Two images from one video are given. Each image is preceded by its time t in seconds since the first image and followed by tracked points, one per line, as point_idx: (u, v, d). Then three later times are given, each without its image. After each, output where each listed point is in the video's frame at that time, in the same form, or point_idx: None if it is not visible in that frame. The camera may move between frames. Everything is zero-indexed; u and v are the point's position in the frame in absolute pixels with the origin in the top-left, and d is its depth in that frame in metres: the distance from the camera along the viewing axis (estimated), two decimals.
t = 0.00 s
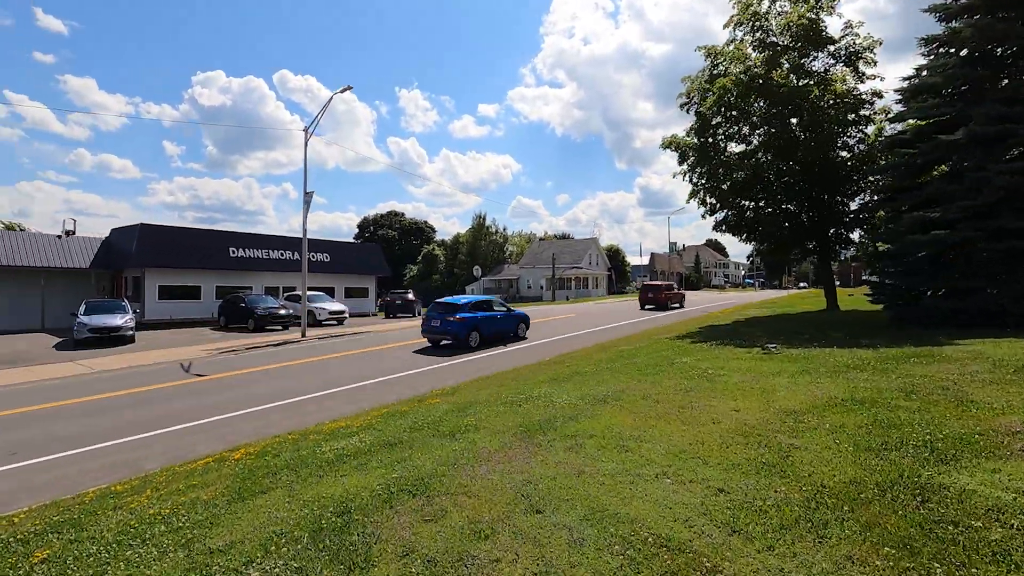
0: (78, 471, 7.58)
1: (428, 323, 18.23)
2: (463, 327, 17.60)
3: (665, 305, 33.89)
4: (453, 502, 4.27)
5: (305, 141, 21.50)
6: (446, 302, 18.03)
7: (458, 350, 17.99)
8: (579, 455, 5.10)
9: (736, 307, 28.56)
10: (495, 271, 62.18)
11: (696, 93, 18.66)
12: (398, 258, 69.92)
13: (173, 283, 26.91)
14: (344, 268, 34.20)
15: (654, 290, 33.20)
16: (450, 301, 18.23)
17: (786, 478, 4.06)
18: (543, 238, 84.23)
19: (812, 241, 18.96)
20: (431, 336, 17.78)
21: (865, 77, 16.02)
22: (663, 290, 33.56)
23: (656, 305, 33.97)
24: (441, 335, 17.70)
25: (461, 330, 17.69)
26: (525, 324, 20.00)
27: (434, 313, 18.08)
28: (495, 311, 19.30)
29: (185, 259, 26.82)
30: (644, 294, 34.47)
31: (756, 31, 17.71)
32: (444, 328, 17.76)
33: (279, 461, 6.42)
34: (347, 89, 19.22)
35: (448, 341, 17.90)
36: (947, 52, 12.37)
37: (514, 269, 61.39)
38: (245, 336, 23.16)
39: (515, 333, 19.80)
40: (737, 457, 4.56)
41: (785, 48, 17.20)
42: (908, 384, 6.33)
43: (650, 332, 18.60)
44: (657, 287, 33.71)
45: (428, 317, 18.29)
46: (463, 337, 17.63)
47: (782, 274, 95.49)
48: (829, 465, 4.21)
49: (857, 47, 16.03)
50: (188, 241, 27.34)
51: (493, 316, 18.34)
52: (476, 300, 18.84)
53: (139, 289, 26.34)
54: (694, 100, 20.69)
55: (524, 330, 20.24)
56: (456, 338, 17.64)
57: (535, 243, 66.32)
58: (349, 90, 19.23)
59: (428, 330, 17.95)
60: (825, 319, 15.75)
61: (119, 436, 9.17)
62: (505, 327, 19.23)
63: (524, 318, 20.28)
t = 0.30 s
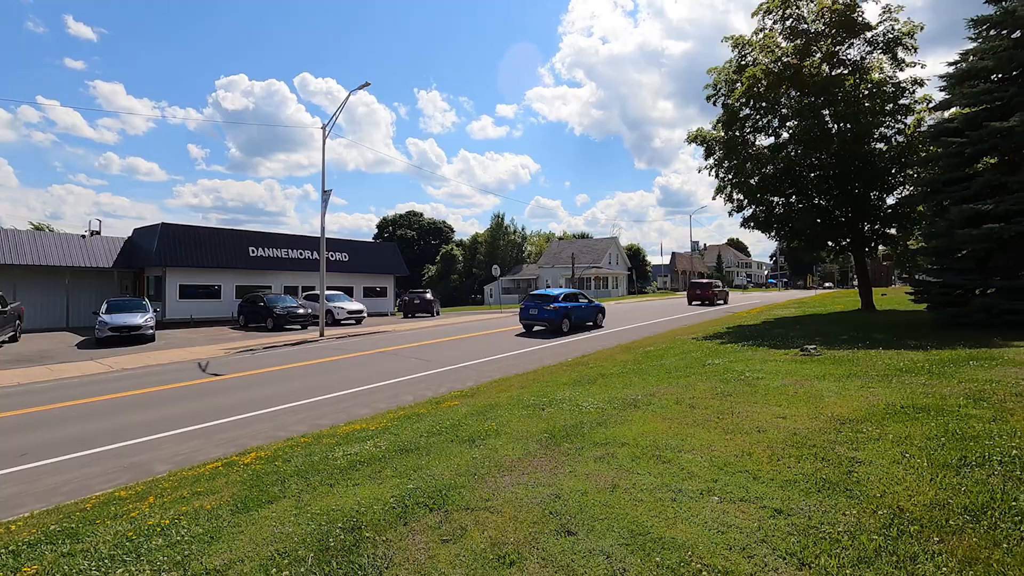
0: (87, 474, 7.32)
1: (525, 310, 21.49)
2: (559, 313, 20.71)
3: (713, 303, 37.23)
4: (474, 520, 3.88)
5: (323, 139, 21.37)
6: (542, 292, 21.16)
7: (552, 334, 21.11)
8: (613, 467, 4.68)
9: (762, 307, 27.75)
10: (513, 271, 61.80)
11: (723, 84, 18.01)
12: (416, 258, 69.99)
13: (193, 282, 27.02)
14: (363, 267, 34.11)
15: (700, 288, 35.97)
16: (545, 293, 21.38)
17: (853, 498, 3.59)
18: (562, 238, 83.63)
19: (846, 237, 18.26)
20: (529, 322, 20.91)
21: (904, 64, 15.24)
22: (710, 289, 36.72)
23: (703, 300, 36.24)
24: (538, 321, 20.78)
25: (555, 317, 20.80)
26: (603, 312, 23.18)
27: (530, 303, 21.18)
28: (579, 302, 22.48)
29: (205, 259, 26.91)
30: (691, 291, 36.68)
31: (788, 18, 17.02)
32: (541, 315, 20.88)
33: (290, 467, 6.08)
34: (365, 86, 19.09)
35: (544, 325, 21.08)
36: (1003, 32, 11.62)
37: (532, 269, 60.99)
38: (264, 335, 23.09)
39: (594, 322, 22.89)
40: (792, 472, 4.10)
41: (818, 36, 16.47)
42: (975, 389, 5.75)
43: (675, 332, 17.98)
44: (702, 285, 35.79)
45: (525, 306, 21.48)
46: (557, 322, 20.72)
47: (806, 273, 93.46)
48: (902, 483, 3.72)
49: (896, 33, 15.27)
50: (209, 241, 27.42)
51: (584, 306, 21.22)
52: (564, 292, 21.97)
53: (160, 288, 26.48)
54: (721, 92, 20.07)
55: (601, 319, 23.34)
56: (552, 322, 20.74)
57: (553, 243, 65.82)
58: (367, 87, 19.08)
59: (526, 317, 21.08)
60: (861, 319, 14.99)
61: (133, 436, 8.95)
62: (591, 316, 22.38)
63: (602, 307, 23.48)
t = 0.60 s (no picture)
0: (89, 486, 7.00)
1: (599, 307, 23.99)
2: (630, 310, 23.10)
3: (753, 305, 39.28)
4: (495, 554, 3.45)
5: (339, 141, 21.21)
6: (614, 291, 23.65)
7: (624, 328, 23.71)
8: (649, 490, 4.22)
9: (787, 310, 26.89)
10: (530, 274, 61.32)
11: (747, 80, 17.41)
12: (432, 261, 69.96)
13: (210, 286, 27.03)
14: (378, 271, 33.91)
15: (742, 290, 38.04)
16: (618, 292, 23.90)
17: (936, 536, 3.09)
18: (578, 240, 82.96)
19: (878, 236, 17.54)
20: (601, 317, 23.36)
21: (941, 55, 14.52)
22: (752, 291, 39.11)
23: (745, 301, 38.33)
24: (613, 316, 23.35)
25: (627, 313, 23.35)
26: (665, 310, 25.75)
27: (604, 300, 23.77)
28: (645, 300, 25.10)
29: (221, 262, 26.90)
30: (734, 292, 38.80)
31: (815, 11, 16.41)
32: (614, 310, 23.43)
33: (296, 484, 5.68)
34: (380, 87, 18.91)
35: (617, 321, 23.58)
36: None
37: (549, 271, 60.51)
38: (278, 339, 22.91)
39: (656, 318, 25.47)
40: (857, 501, 3.60)
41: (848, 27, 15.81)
42: None
43: (699, 337, 17.36)
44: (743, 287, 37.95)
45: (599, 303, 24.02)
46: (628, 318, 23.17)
47: (828, 275, 91.52)
48: (996, 519, 3.19)
49: (932, 24, 14.57)
50: (225, 244, 27.42)
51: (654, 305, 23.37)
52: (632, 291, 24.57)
53: (177, 291, 26.51)
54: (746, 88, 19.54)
55: (661, 315, 25.87)
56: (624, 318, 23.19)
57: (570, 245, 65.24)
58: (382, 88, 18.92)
59: (600, 313, 23.64)
60: (897, 323, 14.23)
61: (140, 445, 8.64)
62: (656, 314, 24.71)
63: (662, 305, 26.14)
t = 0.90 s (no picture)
0: (87, 496, 6.72)
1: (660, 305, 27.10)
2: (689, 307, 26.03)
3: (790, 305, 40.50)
4: None
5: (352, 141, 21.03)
6: (674, 290, 26.73)
7: (682, 323, 26.67)
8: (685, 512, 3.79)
9: (811, 312, 26.12)
10: (545, 276, 60.97)
11: (770, 74, 16.85)
12: (447, 264, 69.91)
13: (226, 289, 27.04)
14: (392, 273, 33.71)
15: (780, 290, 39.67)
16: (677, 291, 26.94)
17: None
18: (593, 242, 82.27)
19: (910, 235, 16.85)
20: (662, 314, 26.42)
21: (978, 45, 13.83)
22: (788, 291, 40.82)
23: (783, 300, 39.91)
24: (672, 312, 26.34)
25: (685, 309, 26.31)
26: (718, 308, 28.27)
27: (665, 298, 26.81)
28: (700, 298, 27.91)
29: (237, 266, 26.91)
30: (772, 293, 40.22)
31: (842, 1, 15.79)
32: (673, 307, 26.46)
33: (298, 498, 5.32)
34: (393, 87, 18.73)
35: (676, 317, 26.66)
36: None
37: (564, 273, 60.08)
38: (292, 342, 22.74)
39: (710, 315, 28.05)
40: (929, 532, 3.12)
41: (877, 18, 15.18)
42: None
43: (722, 340, 16.78)
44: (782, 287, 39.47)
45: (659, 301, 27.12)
46: (687, 314, 26.14)
47: (850, 277, 89.72)
48: None
49: (969, 10, 13.86)
50: (240, 247, 27.41)
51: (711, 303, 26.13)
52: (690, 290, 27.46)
53: (193, 294, 26.56)
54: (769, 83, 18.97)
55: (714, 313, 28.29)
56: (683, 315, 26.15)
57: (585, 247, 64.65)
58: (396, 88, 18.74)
59: (661, 309, 26.66)
60: (935, 326, 13.49)
61: (144, 452, 8.38)
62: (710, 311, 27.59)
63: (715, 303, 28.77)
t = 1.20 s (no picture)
0: (74, 513, 6.38)
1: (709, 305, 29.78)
2: (737, 307, 28.78)
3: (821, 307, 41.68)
4: None
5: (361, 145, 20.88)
6: (723, 292, 29.35)
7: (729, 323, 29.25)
8: (715, 545, 3.36)
9: (832, 318, 25.36)
10: (558, 281, 60.60)
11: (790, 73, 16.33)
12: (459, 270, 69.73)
13: (237, 295, 26.96)
14: (404, 279, 33.49)
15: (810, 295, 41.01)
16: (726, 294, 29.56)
17: None
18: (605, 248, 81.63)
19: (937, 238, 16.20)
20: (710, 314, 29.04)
21: (1011, 38, 13.21)
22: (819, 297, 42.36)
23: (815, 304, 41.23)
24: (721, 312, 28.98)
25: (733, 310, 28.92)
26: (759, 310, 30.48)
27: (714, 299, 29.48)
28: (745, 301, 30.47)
29: (248, 271, 26.82)
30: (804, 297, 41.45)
31: None
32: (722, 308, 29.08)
33: (291, 520, 4.93)
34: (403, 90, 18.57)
35: (725, 317, 29.36)
36: None
37: (577, 279, 59.62)
38: (301, 348, 22.51)
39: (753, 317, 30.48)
40: None
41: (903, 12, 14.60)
42: None
43: (741, 346, 16.21)
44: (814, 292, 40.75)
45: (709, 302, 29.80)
46: (735, 314, 28.74)
47: (868, 281, 88.13)
48: None
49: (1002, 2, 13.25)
50: (251, 253, 27.32)
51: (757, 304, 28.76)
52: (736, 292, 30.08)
53: (204, 300, 26.50)
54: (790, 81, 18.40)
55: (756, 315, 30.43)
56: (731, 315, 28.99)
57: (598, 252, 64.14)
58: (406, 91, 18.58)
59: (710, 310, 29.28)
60: (967, 333, 12.83)
61: (140, 464, 8.06)
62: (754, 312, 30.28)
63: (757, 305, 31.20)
